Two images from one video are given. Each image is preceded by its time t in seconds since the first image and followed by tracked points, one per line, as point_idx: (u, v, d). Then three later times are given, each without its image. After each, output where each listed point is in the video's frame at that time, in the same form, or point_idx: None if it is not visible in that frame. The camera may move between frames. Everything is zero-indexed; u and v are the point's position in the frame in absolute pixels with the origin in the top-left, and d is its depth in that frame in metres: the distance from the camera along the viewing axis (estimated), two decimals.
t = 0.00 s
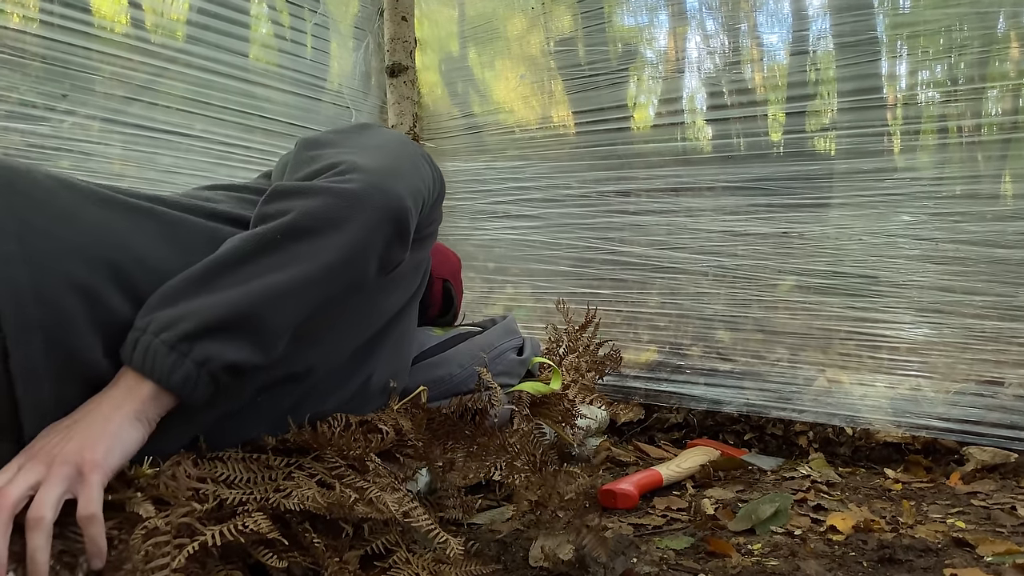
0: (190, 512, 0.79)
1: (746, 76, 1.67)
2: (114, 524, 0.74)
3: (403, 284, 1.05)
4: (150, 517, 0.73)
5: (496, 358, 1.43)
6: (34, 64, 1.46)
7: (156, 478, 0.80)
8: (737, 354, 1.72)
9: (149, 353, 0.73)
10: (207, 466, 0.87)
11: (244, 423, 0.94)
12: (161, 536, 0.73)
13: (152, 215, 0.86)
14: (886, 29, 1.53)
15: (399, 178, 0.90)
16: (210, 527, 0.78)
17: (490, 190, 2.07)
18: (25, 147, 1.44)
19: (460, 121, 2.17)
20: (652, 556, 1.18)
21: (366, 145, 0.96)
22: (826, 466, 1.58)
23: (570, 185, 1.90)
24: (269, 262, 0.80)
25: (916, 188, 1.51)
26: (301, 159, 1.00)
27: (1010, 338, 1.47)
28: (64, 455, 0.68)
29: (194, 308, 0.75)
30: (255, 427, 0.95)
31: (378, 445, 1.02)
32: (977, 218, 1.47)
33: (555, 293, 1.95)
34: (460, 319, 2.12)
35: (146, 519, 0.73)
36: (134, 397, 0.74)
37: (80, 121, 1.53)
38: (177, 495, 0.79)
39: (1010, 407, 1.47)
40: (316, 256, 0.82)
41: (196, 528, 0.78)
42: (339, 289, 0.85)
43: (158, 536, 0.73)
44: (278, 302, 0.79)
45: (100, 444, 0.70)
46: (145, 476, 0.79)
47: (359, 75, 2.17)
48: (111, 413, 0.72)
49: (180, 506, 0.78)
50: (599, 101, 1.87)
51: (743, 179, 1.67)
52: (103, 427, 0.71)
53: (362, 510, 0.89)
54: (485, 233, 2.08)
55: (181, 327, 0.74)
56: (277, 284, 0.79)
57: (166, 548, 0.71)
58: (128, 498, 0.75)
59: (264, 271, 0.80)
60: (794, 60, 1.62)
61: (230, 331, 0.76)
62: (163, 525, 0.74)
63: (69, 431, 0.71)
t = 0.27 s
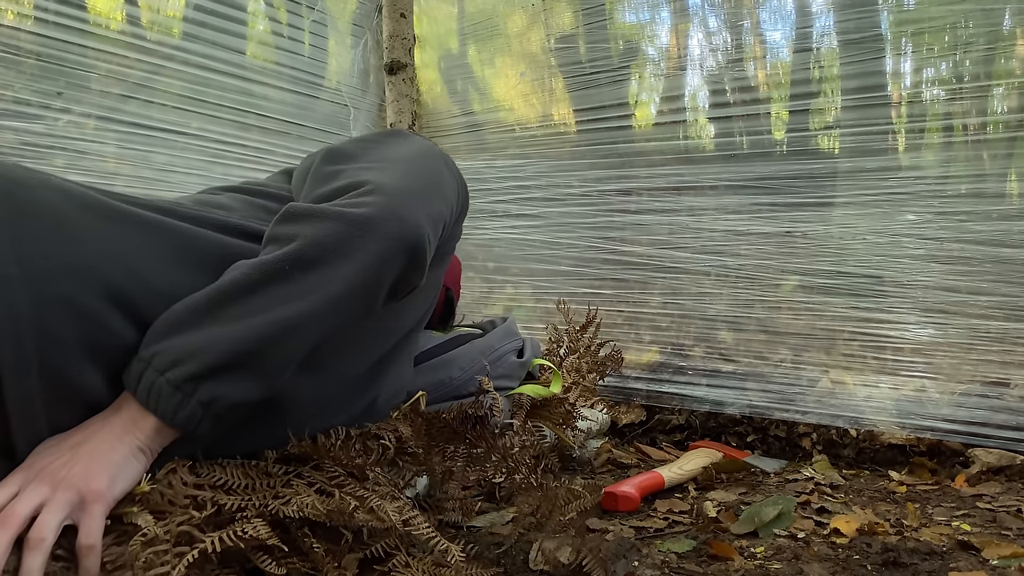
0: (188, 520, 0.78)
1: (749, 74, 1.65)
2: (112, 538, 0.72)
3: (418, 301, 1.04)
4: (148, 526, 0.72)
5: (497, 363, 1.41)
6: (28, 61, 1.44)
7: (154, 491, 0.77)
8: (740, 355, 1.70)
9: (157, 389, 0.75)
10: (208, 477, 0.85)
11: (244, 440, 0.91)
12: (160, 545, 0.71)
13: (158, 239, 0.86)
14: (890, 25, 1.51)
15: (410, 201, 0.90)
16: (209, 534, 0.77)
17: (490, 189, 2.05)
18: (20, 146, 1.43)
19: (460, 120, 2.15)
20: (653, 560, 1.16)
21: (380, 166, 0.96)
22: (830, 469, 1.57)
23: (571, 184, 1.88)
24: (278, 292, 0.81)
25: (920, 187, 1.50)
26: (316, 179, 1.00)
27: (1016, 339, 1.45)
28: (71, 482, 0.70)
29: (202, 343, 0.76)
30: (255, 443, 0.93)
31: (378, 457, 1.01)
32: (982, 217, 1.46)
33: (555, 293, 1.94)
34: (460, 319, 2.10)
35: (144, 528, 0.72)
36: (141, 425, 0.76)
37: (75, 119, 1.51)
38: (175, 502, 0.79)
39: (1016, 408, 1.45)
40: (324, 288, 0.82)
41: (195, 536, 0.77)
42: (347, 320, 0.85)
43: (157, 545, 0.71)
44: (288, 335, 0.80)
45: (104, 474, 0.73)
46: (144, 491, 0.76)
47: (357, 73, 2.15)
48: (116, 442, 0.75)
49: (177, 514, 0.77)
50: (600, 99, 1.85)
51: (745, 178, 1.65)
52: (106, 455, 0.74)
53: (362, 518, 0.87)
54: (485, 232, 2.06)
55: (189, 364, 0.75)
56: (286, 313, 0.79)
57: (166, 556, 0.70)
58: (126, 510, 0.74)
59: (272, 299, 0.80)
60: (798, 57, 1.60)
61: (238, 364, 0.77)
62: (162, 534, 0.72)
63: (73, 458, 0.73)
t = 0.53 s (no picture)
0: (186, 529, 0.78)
1: (751, 71, 1.63)
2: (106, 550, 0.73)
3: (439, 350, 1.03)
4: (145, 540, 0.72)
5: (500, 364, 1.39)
6: (22, 58, 1.42)
7: (152, 502, 0.79)
8: (743, 356, 1.68)
9: (154, 403, 0.76)
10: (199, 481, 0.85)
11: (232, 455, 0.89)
12: (157, 557, 0.72)
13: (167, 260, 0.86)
14: (895, 23, 1.49)
15: (454, 274, 0.90)
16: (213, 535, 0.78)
17: (490, 188, 2.04)
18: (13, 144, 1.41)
19: (459, 118, 2.14)
20: (655, 563, 1.14)
21: (432, 223, 0.97)
22: (834, 471, 1.55)
23: (571, 183, 1.87)
24: (300, 334, 0.81)
25: (925, 186, 1.48)
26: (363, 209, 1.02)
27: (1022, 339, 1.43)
28: (53, 493, 0.71)
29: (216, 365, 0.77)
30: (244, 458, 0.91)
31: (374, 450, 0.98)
32: (988, 216, 1.44)
33: (555, 293, 1.92)
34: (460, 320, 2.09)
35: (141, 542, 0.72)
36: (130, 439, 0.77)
37: (69, 117, 1.49)
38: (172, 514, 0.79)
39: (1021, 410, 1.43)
40: (348, 341, 0.82)
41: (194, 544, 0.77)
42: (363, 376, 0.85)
43: (155, 557, 0.72)
44: (300, 379, 0.80)
45: (86, 485, 0.72)
46: (141, 504, 0.79)
47: (355, 70, 2.14)
48: (100, 455, 0.75)
49: (173, 525, 0.78)
50: (601, 97, 1.84)
51: (748, 176, 1.64)
52: (91, 466, 0.74)
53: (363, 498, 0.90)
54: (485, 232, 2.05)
55: (196, 383, 0.76)
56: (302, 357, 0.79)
57: (164, 568, 0.70)
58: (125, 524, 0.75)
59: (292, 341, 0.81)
60: (801, 55, 1.58)
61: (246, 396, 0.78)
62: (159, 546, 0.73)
63: (58, 470, 0.73)
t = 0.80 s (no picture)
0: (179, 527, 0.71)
1: (754, 69, 1.62)
2: (99, 548, 0.67)
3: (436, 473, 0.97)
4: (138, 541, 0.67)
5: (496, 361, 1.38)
6: (17, 56, 1.40)
7: (144, 500, 0.71)
8: (745, 357, 1.67)
9: (157, 412, 0.70)
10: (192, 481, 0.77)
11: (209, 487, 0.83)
12: (150, 559, 0.67)
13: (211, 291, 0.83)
14: (899, 20, 1.48)
15: (462, 417, 0.86)
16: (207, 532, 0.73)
17: (490, 186, 2.02)
18: (7, 142, 1.39)
19: (459, 116, 2.12)
20: (657, 566, 1.12)
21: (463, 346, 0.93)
22: (837, 473, 1.53)
23: (572, 182, 1.85)
24: (316, 410, 0.76)
25: (930, 185, 1.46)
26: (397, 284, 0.98)
27: None
28: (28, 489, 0.63)
29: (228, 407, 0.73)
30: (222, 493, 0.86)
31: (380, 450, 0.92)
32: (993, 215, 1.42)
33: (555, 293, 1.90)
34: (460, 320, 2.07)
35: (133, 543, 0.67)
36: (123, 440, 0.70)
37: (64, 115, 1.48)
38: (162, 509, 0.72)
39: None
40: (346, 447, 0.76)
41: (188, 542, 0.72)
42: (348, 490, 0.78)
43: (149, 558, 0.67)
44: (288, 463, 0.73)
45: (64, 478, 0.65)
46: (135, 501, 0.70)
47: (354, 68, 2.12)
48: (85, 449, 0.68)
49: (166, 523, 0.71)
50: (602, 94, 1.82)
51: (751, 175, 1.62)
52: (72, 459, 0.67)
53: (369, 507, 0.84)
54: (484, 231, 2.03)
55: (206, 413, 0.71)
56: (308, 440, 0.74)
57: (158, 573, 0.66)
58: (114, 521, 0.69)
59: (305, 415, 0.76)
60: (804, 52, 1.56)
61: (244, 454, 0.72)
62: (152, 547, 0.68)
63: (38, 465, 0.66)
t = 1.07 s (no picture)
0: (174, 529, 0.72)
1: (757, 67, 1.60)
2: (94, 548, 0.68)
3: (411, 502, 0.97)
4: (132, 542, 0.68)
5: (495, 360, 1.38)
6: (11, 53, 1.39)
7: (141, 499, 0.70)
8: (748, 358, 1.65)
9: (163, 417, 0.71)
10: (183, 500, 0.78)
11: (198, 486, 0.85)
12: (144, 561, 0.68)
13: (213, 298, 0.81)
14: (903, 16, 1.46)
15: (450, 467, 0.85)
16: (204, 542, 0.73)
17: (490, 185, 2.00)
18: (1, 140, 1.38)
19: (458, 114, 2.10)
20: (658, 569, 1.11)
21: (461, 379, 0.90)
22: (841, 474, 1.51)
23: (572, 181, 1.84)
24: (312, 447, 0.75)
25: (934, 183, 1.45)
26: (396, 304, 0.94)
27: None
28: (17, 485, 0.63)
29: (233, 424, 0.73)
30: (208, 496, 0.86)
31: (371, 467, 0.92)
32: (999, 215, 1.41)
33: (556, 293, 1.89)
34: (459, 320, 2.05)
35: (128, 544, 0.68)
36: (123, 437, 0.70)
37: (60, 113, 1.47)
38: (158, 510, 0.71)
39: None
40: (333, 487, 0.76)
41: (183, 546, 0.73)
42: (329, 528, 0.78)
43: (143, 560, 0.68)
44: (277, 491, 0.73)
45: (58, 474, 0.65)
46: (130, 500, 0.70)
47: (352, 65, 2.10)
48: (85, 444, 0.68)
49: (162, 524, 0.71)
50: (603, 92, 1.80)
51: (753, 174, 1.61)
52: (66, 455, 0.66)
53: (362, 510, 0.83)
54: (484, 230, 2.01)
55: (210, 425, 0.72)
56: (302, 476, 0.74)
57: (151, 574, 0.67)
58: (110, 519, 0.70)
59: (301, 450, 0.75)
60: (808, 50, 1.55)
61: (240, 471, 0.73)
62: (146, 548, 0.69)
63: (36, 459, 0.66)
